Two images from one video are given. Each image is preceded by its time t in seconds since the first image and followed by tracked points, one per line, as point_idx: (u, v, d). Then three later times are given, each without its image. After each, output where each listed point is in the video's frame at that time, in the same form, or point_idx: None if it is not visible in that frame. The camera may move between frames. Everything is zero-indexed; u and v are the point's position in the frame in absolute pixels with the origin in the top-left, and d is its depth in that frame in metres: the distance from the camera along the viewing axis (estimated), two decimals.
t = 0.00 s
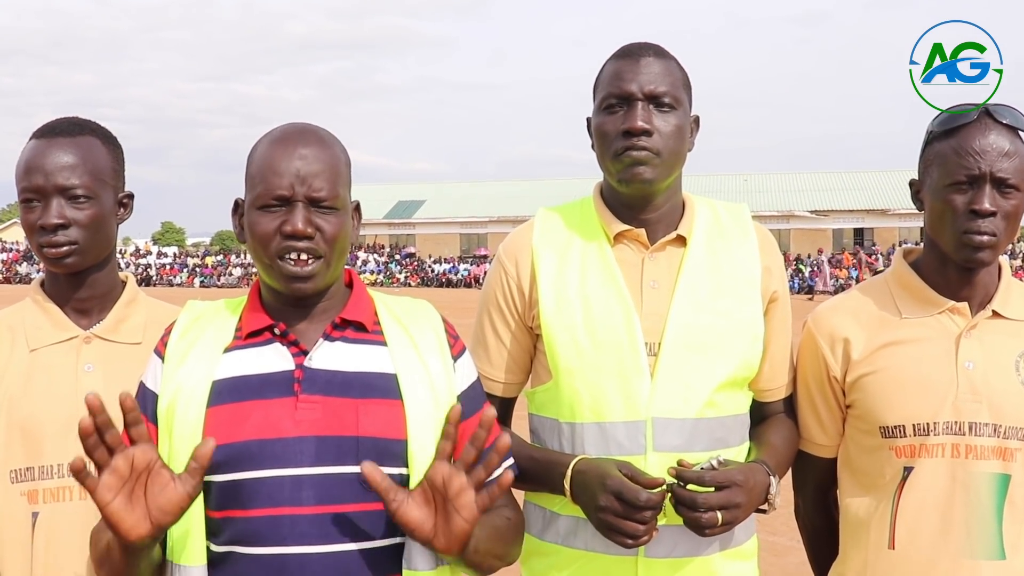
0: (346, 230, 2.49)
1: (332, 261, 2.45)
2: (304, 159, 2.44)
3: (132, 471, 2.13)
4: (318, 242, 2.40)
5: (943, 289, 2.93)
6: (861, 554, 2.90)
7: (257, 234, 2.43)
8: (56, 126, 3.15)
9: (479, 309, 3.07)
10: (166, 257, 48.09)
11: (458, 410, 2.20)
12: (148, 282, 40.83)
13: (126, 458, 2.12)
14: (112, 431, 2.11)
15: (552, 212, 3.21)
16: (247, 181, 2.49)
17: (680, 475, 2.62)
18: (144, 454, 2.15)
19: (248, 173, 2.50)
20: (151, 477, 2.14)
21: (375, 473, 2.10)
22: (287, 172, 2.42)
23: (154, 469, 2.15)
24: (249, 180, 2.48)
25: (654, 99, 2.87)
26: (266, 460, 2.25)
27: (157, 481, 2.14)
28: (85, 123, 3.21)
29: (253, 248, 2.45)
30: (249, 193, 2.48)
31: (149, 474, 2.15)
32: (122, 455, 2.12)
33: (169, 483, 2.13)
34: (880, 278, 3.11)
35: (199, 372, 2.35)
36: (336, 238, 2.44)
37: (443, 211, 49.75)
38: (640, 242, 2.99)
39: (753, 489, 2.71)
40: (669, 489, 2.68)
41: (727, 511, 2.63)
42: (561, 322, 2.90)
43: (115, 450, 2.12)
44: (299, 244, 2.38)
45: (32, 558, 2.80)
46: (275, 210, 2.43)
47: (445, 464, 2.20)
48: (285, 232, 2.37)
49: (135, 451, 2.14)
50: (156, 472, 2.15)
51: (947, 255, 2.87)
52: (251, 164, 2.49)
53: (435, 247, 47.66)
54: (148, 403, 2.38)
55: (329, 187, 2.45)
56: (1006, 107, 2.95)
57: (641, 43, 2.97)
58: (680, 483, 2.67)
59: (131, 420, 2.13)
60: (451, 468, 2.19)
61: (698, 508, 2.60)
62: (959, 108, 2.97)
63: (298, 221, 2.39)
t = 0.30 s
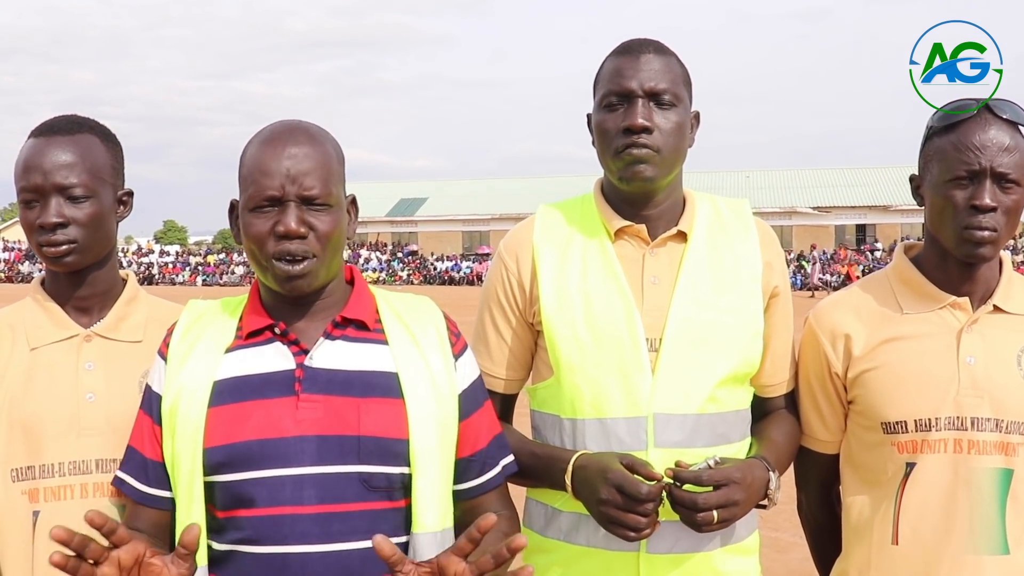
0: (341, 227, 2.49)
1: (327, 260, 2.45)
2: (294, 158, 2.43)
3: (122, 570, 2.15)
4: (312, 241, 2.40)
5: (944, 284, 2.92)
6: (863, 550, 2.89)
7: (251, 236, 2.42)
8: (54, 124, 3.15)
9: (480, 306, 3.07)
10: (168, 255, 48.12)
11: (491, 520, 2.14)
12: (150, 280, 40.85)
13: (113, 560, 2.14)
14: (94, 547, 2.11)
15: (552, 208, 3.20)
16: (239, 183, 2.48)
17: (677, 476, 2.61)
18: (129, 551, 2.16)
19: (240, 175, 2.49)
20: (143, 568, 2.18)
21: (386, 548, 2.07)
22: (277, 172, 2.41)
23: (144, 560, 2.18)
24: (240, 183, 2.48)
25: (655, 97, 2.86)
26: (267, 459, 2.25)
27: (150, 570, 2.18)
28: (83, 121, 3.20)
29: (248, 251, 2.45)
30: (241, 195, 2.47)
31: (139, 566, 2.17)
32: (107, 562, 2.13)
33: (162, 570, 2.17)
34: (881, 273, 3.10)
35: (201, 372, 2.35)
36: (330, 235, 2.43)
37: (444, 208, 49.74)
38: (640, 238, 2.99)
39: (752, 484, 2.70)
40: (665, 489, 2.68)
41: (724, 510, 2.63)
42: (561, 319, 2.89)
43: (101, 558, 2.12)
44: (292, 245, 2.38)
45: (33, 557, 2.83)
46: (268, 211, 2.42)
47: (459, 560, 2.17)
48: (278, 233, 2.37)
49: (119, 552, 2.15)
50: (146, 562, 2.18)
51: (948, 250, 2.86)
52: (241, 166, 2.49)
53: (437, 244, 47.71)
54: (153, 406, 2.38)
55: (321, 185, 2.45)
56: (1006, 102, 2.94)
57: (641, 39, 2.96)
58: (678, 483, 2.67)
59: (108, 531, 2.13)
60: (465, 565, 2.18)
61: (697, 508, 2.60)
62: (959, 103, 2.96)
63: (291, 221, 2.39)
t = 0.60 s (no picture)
0: (343, 223, 2.49)
1: (330, 254, 2.45)
2: (296, 153, 2.44)
3: (144, 570, 2.11)
4: (314, 236, 2.40)
5: (943, 283, 2.92)
6: (863, 549, 2.90)
7: (252, 231, 2.43)
8: (54, 124, 3.15)
9: (481, 305, 3.07)
10: (168, 254, 48.12)
11: (488, 539, 2.11)
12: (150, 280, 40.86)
13: (136, 560, 2.10)
14: (119, 546, 2.07)
15: (552, 207, 3.20)
16: (241, 179, 2.49)
17: (677, 474, 2.62)
18: (151, 551, 2.13)
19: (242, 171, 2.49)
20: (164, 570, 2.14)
21: (388, 563, 2.04)
22: (279, 167, 2.42)
23: (165, 560, 2.15)
24: (242, 178, 2.48)
25: (655, 97, 2.86)
26: (271, 459, 2.25)
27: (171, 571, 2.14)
28: (82, 121, 3.20)
29: (249, 246, 2.45)
30: (243, 191, 2.47)
31: (160, 567, 2.14)
32: (132, 562, 2.09)
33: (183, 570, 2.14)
34: (880, 271, 3.10)
35: (203, 372, 2.35)
36: (332, 230, 2.44)
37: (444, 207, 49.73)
38: (640, 237, 2.99)
39: (752, 482, 2.71)
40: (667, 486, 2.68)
41: (726, 508, 2.63)
42: (561, 317, 2.89)
43: (125, 560, 2.09)
44: (294, 239, 2.38)
45: (33, 557, 2.81)
46: (270, 206, 2.42)
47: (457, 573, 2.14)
48: (279, 226, 2.37)
49: (142, 552, 2.11)
50: (167, 561, 2.15)
51: (946, 247, 2.86)
52: (244, 161, 2.49)
53: (437, 243, 47.72)
54: (154, 405, 2.39)
55: (323, 180, 2.45)
56: (1004, 99, 2.94)
57: (640, 38, 2.96)
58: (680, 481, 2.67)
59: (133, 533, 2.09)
60: None
61: (700, 506, 2.60)
62: (957, 101, 2.97)
63: (293, 215, 2.39)
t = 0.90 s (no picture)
0: (347, 226, 2.49)
1: (334, 256, 2.45)
2: (304, 155, 2.45)
3: (148, 503, 2.15)
4: (319, 237, 2.40)
5: (942, 285, 2.92)
6: (863, 551, 2.90)
7: (257, 230, 2.43)
8: (53, 128, 3.15)
9: (483, 307, 3.07)
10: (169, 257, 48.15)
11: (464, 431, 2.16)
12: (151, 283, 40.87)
13: (143, 492, 2.15)
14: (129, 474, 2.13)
15: (553, 210, 3.21)
16: (247, 179, 2.49)
17: (682, 476, 2.62)
18: (158, 484, 2.18)
19: (249, 172, 2.50)
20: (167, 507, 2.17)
21: (374, 484, 2.08)
22: (286, 168, 2.42)
23: (168, 497, 2.18)
24: (249, 179, 2.48)
25: (656, 101, 2.86)
26: (273, 459, 2.25)
27: (173, 507, 2.17)
28: (81, 124, 3.20)
29: (253, 245, 2.45)
30: (249, 191, 2.48)
31: (163, 502, 2.17)
32: (138, 491, 2.14)
33: (184, 509, 2.16)
34: (879, 273, 3.10)
35: (206, 373, 2.35)
36: (336, 233, 2.44)
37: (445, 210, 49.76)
38: (641, 240, 2.99)
39: (755, 485, 2.71)
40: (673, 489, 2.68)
41: (728, 511, 2.63)
42: (563, 320, 2.90)
43: (130, 486, 2.14)
44: (299, 239, 2.38)
45: (33, 566, 2.80)
46: (275, 207, 2.43)
47: (444, 480, 2.19)
48: (285, 227, 2.37)
49: (149, 483, 2.16)
50: (170, 500, 2.18)
51: (945, 250, 2.87)
52: (252, 162, 2.49)
53: (438, 246, 47.74)
54: (155, 406, 2.39)
55: (329, 182, 2.46)
56: (1004, 102, 2.95)
57: (641, 41, 2.96)
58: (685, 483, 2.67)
59: (143, 459, 2.14)
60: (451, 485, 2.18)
61: (705, 511, 2.60)
62: (955, 103, 2.97)
63: (298, 216, 2.39)
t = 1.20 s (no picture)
0: (347, 226, 2.49)
1: (334, 257, 2.45)
2: (303, 155, 2.45)
3: (172, 460, 2.12)
4: (318, 237, 2.40)
5: (942, 286, 2.93)
6: (864, 552, 2.90)
7: (257, 231, 2.43)
8: (51, 128, 3.16)
9: (484, 308, 3.07)
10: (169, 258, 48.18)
11: (429, 396, 2.13)
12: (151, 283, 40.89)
13: (166, 447, 2.12)
14: (156, 426, 2.11)
15: (554, 210, 3.21)
16: (247, 180, 2.49)
17: (682, 475, 2.63)
18: (182, 441, 2.15)
19: (249, 172, 2.50)
20: (189, 466, 2.14)
21: (351, 459, 2.10)
22: (286, 168, 2.42)
23: (190, 456, 2.15)
24: (249, 179, 2.49)
25: (658, 99, 2.87)
26: (274, 460, 2.26)
27: (195, 468, 2.14)
28: (80, 124, 3.21)
29: (254, 246, 2.45)
30: (250, 192, 2.48)
31: (186, 462, 2.14)
32: (163, 446, 2.12)
33: (206, 470, 2.13)
34: (880, 274, 3.10)
35: (206, 373, 2.36)
36: (336, 233, 2.44)
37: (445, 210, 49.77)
38: (643, 240, 2.99)
39: (754, 485, 2.71)
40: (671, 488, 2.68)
41: (727, 511, 2.63)
42: (564, 321, 2.90)
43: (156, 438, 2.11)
44: (299, 239, 2.38)
45: (35, 566, 2.81)
46: (275, 207, 2.43)
47: (417, 449, 2.17)
48: (284, 227, 2.37)
49: (174, 439, 2.13)
50: (192, 459, 2.15)
51: (945, 250, 2.87)
52: (251, 163, 2.50)
53: (438, 246, 47.75)
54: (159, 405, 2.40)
55: (328, 182, 2.46)
56: (1004, 102, 2.95)
57: (643, 41, 2.96)
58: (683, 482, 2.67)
59: (171, 411, 2.12)
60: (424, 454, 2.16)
61: (699, 508, 2.60)
62: (956, 103, 2.97)
63: (298, 216, 2.39)
